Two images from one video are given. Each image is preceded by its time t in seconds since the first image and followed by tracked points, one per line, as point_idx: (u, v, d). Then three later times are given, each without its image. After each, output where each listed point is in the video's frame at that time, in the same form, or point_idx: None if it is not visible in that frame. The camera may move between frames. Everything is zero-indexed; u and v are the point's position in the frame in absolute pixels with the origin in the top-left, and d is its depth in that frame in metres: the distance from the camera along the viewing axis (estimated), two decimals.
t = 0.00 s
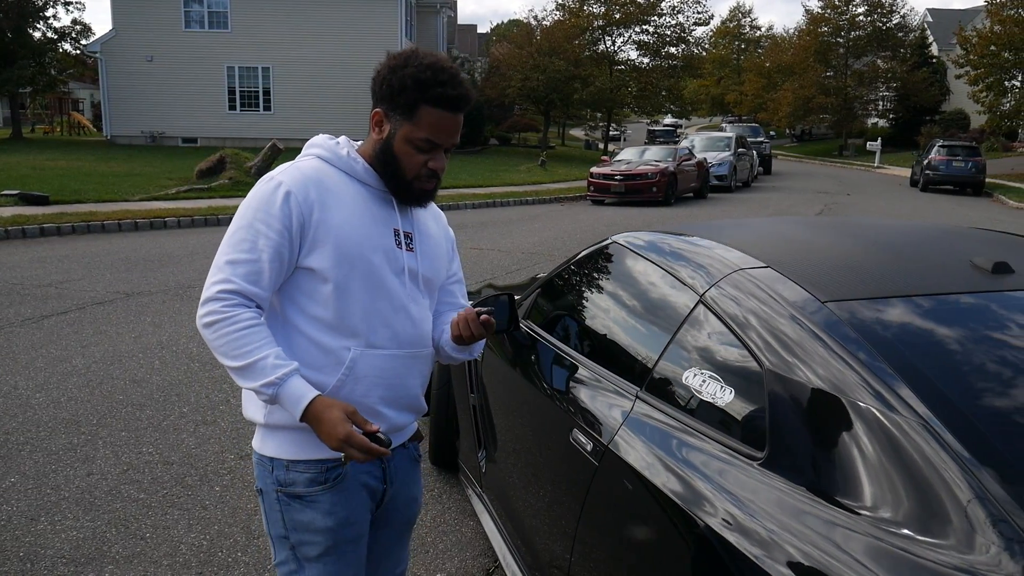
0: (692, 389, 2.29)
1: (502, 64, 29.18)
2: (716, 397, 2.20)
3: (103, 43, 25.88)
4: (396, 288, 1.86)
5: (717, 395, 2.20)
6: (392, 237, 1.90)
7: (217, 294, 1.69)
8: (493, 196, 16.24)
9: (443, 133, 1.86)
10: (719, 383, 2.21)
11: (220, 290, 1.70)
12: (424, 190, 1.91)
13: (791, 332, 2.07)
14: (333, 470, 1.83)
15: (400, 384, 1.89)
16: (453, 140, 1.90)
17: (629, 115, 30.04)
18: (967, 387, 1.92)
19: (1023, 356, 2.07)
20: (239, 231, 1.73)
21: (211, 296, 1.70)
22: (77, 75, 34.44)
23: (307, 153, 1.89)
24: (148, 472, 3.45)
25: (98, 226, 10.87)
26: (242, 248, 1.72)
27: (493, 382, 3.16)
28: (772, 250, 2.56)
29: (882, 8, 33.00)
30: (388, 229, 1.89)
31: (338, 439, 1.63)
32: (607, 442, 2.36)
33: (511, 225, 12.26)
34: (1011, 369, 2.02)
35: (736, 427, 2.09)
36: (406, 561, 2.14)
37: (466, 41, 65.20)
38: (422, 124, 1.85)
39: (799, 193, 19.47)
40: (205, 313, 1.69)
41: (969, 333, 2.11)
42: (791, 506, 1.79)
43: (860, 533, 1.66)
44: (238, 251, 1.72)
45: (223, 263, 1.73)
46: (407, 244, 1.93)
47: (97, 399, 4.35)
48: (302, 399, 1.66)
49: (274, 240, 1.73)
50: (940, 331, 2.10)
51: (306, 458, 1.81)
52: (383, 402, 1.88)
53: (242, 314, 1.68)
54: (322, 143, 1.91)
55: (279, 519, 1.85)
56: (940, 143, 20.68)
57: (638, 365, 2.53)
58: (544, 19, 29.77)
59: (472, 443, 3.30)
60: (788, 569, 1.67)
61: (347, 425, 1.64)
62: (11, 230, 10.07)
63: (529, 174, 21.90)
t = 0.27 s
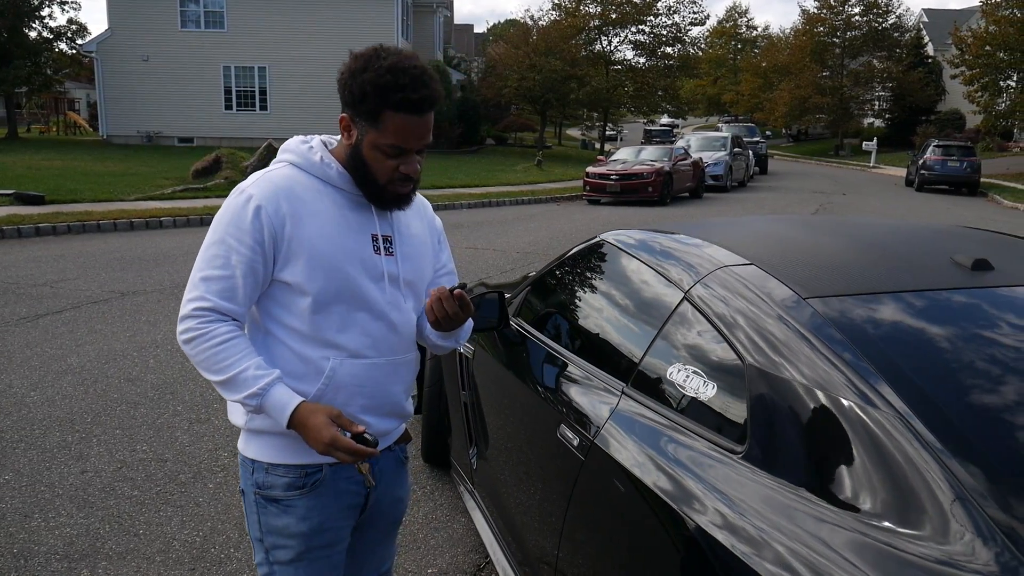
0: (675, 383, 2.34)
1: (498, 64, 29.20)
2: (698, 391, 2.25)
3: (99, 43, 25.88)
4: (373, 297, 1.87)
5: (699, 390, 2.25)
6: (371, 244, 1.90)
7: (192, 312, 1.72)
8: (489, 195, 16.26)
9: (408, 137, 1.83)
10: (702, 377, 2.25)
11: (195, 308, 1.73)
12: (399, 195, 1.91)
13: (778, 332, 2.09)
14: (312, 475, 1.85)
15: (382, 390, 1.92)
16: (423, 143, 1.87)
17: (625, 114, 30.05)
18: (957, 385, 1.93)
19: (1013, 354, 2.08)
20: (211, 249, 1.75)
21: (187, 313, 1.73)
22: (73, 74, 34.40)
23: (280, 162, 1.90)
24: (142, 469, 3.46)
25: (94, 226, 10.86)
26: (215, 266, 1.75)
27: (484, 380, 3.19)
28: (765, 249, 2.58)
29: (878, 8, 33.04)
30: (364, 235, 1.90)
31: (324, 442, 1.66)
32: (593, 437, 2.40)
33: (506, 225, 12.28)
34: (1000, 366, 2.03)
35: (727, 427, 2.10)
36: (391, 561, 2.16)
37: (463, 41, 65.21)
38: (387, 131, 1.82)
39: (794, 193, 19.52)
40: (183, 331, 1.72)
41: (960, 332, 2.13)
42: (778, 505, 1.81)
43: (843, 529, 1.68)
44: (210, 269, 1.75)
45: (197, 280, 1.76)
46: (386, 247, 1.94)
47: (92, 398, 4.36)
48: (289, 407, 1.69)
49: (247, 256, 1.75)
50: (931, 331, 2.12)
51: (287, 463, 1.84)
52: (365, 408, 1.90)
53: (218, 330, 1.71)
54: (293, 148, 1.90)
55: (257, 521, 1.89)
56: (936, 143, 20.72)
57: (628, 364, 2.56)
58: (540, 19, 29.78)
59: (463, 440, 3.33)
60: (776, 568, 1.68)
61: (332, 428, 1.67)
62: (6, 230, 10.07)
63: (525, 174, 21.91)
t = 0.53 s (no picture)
0: (665, 378, 2.36)
1: (495, 63, 29.19)
2: (688, 387, 2.26)
3: (95, 42, 25.90)
4: (338, 314, 1.83)
5: (689, 386, 2.27)
6: (332, 257, 1.85)
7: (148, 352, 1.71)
8: (485, 195, 16.25)
9: (356, 148, 1.75)
10: (692, 373, 2.28)
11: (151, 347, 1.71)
12: (356, 206, 1.84)
13: (771, 330, 2.09)
14: (291, 494, 1.85)
15: (355, 405, 1.89)
16: (371, 151, 1.78)
17: (622, 114, 30.04)
18: (951, 383, 1.94)
19: (1005, 352, 2.09)
20: (162, 282, 1.72)
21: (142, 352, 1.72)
22: (69, 74, 34.33)
23: (225, 178, 1.83)
24: (136, 466, 3.47)
25: (90, 224, 10.85)
26: (166, 303, 1.72)
27: (477, 377, 3.20)
28: (759, 246, 2.59)
29: (874, 7, 33.05)
30: (326, 249, 1.84)
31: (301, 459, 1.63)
32: (585, 433, 2.41)
33: (503, 224, 12.28)
34: (994, 363, 2.04)
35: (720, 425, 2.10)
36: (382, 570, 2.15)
37: (459, 40, 65.13)
38: (328, 144, 1.74)
39: (790, 192, 19.55)
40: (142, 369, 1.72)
41: (954, 330, 2.14)
42: (771, 501, 1.81)
43: (835, 525, 1.68)
44: (162, 306, 1.72)
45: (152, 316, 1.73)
46: (351, 258, 1.88)
47: (86, 396, 4.36)
48: (261, 431, 1.68)
49: (200, 289, 1.72)
50: (925, 328, 2.13)
51: (265, 482, 1.84)
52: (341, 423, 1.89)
53: (176, 362, 1.70)
54: (239, 161, 1.82)
55: (237, 541, 1.89)
56: (932, 143, 20.76)
57: (620, 362, 2.57)
58: (537, 18, 29.76)
59: (457, 437, 3.34)
60: (770, 566, 1.67)
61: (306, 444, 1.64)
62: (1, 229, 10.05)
63: (522, 173, 21.92)
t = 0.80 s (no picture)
0: (666, 376, 2.35)
1: (494, 62, 29.17)
2: (693, 385, 2.24)
3: (94, 39, 25.85)
4: (294, 329, 1.73)
5: (693, 383, 2.24)
6: (290, 267, 1.75)
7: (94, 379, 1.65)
8: (484, 194, 16.22)
9: (287, 140, 1.63)
10: (696, 370, 2.25)
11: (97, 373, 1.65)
12: (302, 203, 1.72)
13: (773, 327, 2.08)
14: (265, 523, 1.80)
15: (323, 424, 1.80)
16: (306, 140, 1.66)
17: (621, 113, 30.02)
18: (951, 382, 1.93)
19: (1007, 350, 2.08)
20: (105, 306, 1.65)
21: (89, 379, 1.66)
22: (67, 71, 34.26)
23: (165, 186, 1.73)
24: (133, 465, 3.45)
25: (88, 222, 10.82)
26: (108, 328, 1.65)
27: (477, 376, 3.18)
28: (760, 244, 2.58)
29: (873, 7, 33.04)
30: (283, 257, 1.74)
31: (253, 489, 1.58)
32: (587, 430, 2.40)
33: (502, 223, 12.25)
34: (995, 362, 2.03)
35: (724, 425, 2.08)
36: None
37: (458, 39, 65.04)
38: (254, 138, 1.63)
39: (789, 191, 19.55)
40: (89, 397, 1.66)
41: (954, 328, 2.13)
42: (774, 499, 1.79)
43: (839, 524, 1.67)
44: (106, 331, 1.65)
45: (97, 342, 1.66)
46: (311, 266, 1.78)
47: (83, 394, 4.33)
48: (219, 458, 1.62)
49: (144, 309, 1.63)
50: (926, 325, 2.12)
51: (235, 510, 1.79)
52: (311, 442, 1.80)
53: (122, 388, 1.63)
54: (178, 169, 1.72)
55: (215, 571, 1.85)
56: (931, 142, 20.76)
57: (621, 361, 2.55)
58: (536, 17, 29.73)
59: (456, 435, 3.33)
60: (773, 565, 1.65)
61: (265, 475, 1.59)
62: None
63: (521, 172, 21.91)
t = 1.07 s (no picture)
0: (683, 380, 2.27)
1: (494, 60, 29.12)
2: (710, 389, 2.17)
3: (93, 36, 25.77)
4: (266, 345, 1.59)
5: (710, 387, 2.18)
6: (262, 273, 1.61)
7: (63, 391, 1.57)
8: (484, 192, 16.18)
9: (218, 79, 1.59)
10: (713, 374, 2.19)
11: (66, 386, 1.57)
12: (253, 170, 1.62)
13: (786, 323, 2.04)
14: (247, 553, 1.68)
15: (306, 449, 1.65)
16: (239, 81, 1.60)
17: (620, 112, 29.98)
18: (964, 381, 1.89)
19: (1018, 350, 2.04)
20: (75, 315, 1.58)
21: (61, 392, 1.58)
22: (65, 68, 34.18)
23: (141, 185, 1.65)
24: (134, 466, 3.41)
25: (86, 220, 10.77)
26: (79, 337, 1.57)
27: (483, 377, 3.14)
28: (766, 241, 2.54)
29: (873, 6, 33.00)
30: (254, 261, 1.61)
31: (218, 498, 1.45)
32: (599, 435, 2.33)
33: (502, 221, 12.21)
34: (1005, 363, 1.99)
35: (735, 426, 2.04)
36: None
37: (458, 38, 64.98)
38: (189, 85, 1.60)
39: (790, 190, 19.51)
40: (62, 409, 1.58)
41: (962, 326, 2.09)
42: (786, 501, 1.76)
43: (854, 527, 1.64)
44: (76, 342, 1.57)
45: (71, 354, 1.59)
46: (288, 274, 1.63)
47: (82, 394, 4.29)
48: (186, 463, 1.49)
49: (111, 315, 1.55)
50: (934, 324, 2.07)
51: (219, 537, 1.67)
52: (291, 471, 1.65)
53: (87, 401, 1.55)
54: (153, 168, 1.63)
55: None
56: (931, 141, 20.73)
57: (632, 362, 2.49)
58: (536, 15, 29.67)
59: (462, 438, 3.29)
60: (783, 566, 1.62)
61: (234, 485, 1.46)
62: None
63: (521, 170, 21.87)
